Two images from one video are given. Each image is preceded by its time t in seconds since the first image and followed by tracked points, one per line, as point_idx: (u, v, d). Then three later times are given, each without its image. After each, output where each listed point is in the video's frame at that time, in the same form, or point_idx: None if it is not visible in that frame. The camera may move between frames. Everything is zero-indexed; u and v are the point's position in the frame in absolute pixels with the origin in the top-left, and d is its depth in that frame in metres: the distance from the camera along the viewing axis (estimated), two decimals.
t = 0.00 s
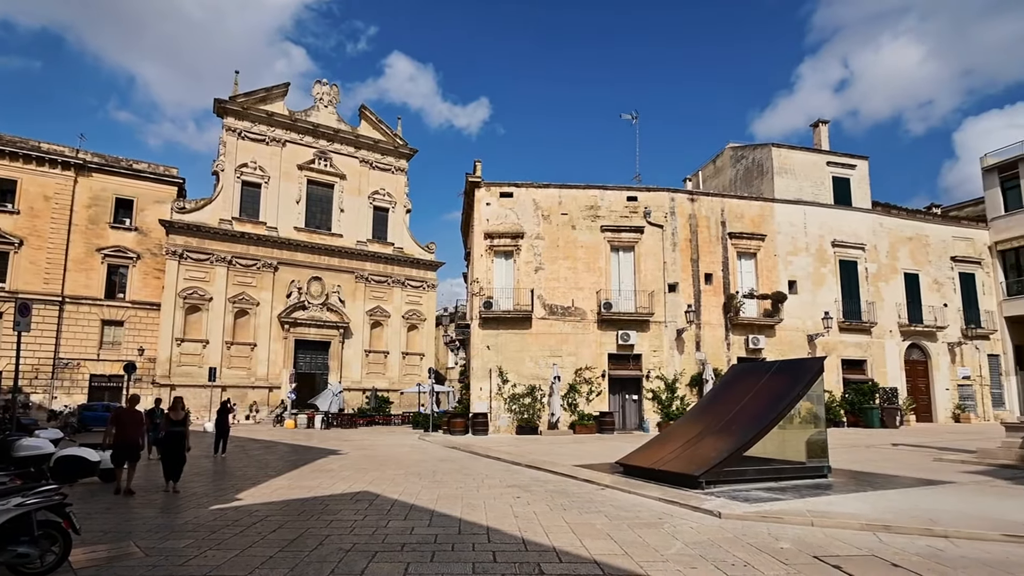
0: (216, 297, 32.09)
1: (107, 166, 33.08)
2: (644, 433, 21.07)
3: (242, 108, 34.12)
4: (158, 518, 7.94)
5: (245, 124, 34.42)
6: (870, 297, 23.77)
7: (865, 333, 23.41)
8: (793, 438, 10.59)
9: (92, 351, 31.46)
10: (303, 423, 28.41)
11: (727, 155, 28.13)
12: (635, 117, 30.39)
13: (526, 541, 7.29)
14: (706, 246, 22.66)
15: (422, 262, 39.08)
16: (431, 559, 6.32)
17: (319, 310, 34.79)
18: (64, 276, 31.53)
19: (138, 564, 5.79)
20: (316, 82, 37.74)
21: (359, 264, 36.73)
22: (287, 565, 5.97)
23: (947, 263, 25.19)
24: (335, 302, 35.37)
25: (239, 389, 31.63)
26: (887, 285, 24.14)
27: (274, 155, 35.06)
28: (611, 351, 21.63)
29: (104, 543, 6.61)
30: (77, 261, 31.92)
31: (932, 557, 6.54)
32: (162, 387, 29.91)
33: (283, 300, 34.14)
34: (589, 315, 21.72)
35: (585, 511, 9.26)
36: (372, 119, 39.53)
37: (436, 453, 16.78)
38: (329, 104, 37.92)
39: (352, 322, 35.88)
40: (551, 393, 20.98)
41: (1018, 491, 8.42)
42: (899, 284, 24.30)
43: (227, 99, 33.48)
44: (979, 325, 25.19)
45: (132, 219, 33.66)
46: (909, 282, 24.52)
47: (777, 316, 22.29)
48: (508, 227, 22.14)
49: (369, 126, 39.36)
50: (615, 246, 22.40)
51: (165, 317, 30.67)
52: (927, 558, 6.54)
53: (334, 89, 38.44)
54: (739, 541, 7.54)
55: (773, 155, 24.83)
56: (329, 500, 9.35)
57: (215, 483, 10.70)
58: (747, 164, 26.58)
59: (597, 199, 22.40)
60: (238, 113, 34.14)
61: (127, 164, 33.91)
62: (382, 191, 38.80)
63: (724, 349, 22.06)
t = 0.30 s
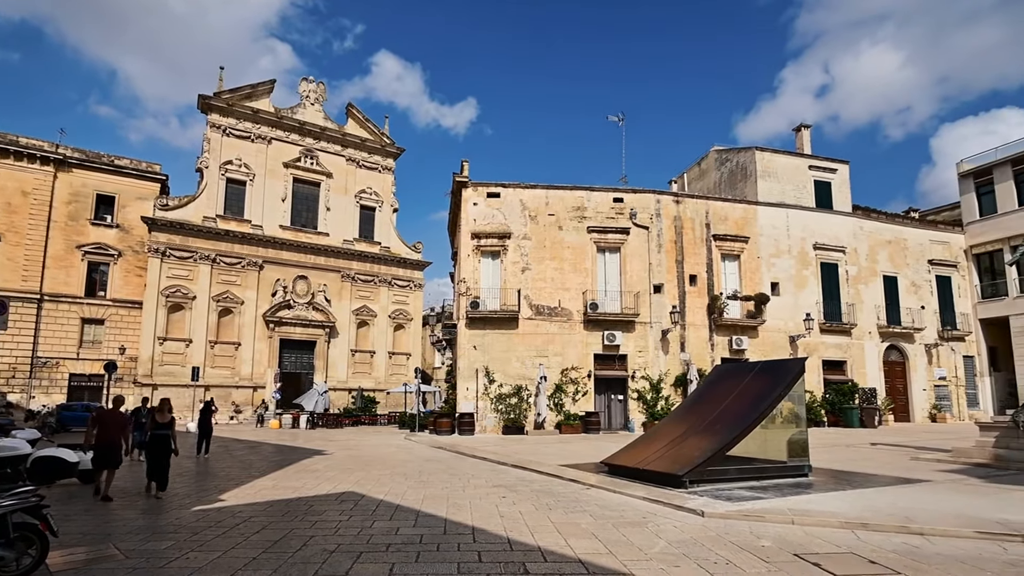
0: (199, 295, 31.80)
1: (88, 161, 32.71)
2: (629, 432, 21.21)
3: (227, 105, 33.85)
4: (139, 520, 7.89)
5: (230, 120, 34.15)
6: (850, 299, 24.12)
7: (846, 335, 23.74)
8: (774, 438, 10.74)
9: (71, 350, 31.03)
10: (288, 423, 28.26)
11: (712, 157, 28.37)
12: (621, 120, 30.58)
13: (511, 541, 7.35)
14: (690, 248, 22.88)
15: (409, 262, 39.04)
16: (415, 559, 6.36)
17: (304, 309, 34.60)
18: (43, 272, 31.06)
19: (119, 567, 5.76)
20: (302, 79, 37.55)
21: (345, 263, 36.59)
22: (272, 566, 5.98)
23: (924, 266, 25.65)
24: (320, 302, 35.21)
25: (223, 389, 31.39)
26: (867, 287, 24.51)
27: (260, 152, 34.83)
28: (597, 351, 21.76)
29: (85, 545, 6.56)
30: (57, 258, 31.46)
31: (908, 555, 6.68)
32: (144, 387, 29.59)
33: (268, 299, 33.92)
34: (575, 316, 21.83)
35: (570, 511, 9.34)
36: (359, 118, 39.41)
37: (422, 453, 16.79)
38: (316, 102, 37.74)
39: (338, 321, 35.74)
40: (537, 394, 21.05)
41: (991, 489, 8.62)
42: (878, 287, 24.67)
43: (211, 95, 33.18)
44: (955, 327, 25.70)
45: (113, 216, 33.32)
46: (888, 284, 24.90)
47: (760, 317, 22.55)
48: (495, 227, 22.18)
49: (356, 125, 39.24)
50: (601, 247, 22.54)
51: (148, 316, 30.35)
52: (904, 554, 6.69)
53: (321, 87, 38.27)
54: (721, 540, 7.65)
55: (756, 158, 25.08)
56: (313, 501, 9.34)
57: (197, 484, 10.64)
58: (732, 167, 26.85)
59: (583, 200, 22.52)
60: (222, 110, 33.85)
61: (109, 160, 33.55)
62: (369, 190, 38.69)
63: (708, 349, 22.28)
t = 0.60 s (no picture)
0: (182, 294, 31.50)
1: (68, 157, 32.30)
2: (614, 432, 21.35)
3: (211, 101, 33.55)
4: (120, 521, 7.83)
5: (215, 117, 33.87)
6: (830, 300, 24.45)
7: (826, 336, 24.07)
8: (757, 437, 10.89)
9: (50, 349, 30.56)
10: (273, 423, 28.08)
11: (697, 160, 28.58)
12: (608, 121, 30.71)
13: (497, 541, 7.40)
14: (675, 249, 23.06)
15: (396, 262, 38.97)
16: (401, 559, 6.40)
17: (290, 308, 34.40)
18: (21, 270, 30.57)
19: (99, 570, 5.74)
20: (288, 76, 37.34)
21: (332, 262, 36.41)
22: (255, 567, 5.99)
23: (903, 269, 26.06)
24: (306, 301, 35.03)
25: (206, 388, 31.12)
26: (847, 289, 24.86)
27: (245, 150, 34.59)
28: (583, 352, 21.87)
29: (65, 548, 6.52)
30: (36, 255, 31.00)
31: (885, 552, 6.82)
32: (125, 387, 29.26)
33: (253, 298, 33.67)
34: (561, 316, 21.93)
35: (555, 510, 9.41)
36: (345, 116, 39.29)
37: (408, 453, 16.80)
38: (302, 99, 37.55)
39: (324, 321, 35.56)
40: (524, 394, 21.12)
41: (966, 487, 8.82)
42: (858, 289, 25.03)
43: (195, 91, 32.90)
44: (932, 328, 26.15)
45: (94, 212, 32.99)
46: (868, 286, 25.26)
47: (743, 318, 22.80)
48: (482, 227, 22.21)
49: (343, 123, 39.10)
50: (588, 248, 22.66)
51: (130, 315, 30.00)
52: (881, 552, 6.82)
53: (307, 85, 38.08)
54: (704, 539, 7.76)
55: (741, 161, 25.33)
56: (297, 502, 9.33)
57: (179, 485, 10.57)
58: (716, 169, 27.08)
59: (570, 201, 22.62)
60: (207, 106, 33.56)
61: (90, 155, 33.21)
62: (356, 189, 38.57)
63: (693, 350, 22.49)
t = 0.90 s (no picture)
0: (165, 292, 31.18)
1: (47, 152, 31.87)
2: (600, 432, 21.47)
3: (195, 97, 33.24)
4: (100, 523, 7.77)
5: (198, 113, 33.57)
6: (812, 302, 24.78)
7: (807, 337, 24.39)
8: (739, 437, 11.05)
9: (28, 348, 30.07)
10: (257, 423, 27.87)
11: (682, 162, 28.79)
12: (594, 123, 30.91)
13: (482, 541, 7.44)
14: (661, 251, 23.24)
15: (382, 261, 38.89)
16: (386, 560, 6.43)
17: (274, 307, 34.19)
18: None
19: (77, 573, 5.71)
20: (274, 73, 37.10)
21: (317, 261, 36.24)
22: (239, 569, 5.99)
23: (881, 271, 26.47)
24: (291, 300, 34.83)
25: (189, 388, 30.83)
26: (828, 291, 25.20)
27: (229, 147, 34.31)
28: (569, 352, 21.98)
29: (44, 550, 6.48)
30: (14, 253, 30.51)
31: (863, 549, 6.95)
32: (106, 386, 28.89)
33: (237, 297, 33.41)
34: (547, 317, 22.02)
35: (541, 510, 9.46)
36: (332, 114, 39.13)
37: (393, 453, 16.79)
38: (288, 96, 37.34)
39: (310, 320, 35.38)
40: (510, 394, 21.17)
41: (941, 485, 9.02)
42: (838, 291, 25.38)
43: (178, 87, 32.60)
44: (910, 330, 26.59)
45: (74, 209, 32.59)
46: (847, 289, 25.63)
47: (727, 319, 23.04)
48: (469, 227, 22.22)
49: (329, 121, 38.93)
50: (574, 248, 22.77)
51: (111, 313, 29.62)
52: (860, 549, 6.96)
53: (293, 82, 37.88)
54: (688, 537, 7.84)
55: (725, 164, 25.58)
56: (281, 503, 9.31)
57: (160, 486, 10.49)
58: (701, 172, 27.30)
59: (556, 201, 22.71)
60: (190, 103, 33.25)
61: (70, 150, 32.80)
62: (342, 187, 38.41)
63: (677, 350, 22.69)
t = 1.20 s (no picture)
0: (146, 291, 30.84)
1: (25, 147, 31.42)
2: (585, 431, 21.59)
3: (177, 93, 32.92)
4: (78, 526, 7.69)
5: (181, 109, 33.24)
6: (793, 303, 25.09)
7: (788, 337, 24.71)
8: (722, 436, 11.19)
9: (5, 347, 29.59)
10: (241, 424, 27.64)
11: (667, 164, 29.01)
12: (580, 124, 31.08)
13: (467, 540, 7.49)
14: (646, 252, 23.41)
15: (368, 260, 38.79)
16: (370, 560, 6.45)
17: (259, 306, 33.94)
18: None
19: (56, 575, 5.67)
20: (259, 70, 36.84)
21: (303, 260, 36.05)
22: (221, 572, 5.98)
23: (860, 273, 26.86)
24: (276, 299, 34.62)
25: (171, 388, 30.51)
26: (809, 292, 25.54)
27: (213, 144, 34.02)
28: (555, 352, 22.08)
29: (21, 553, 6.43)
30: None
31: (842, 546, 7.09)
32: (85, 386, 28.48)
33: (220, 295, 33.13)
34: (533, 317, 22.10)
35: (526, 509, 9.54)
36: (318, 112, 38.95)
37: (379, 453, 16.77)
38: (273, 93, 37.11)
39: (294, 319, 35.18)
40: (496, 393, 21.21)
41: (917, 482, 9.22)
42: (818, 292, 25.73)
43: (161, 83, 32.27)
44: (887, 331, 27.01)
45: (52, 205, 32.16)
46: (828, 290, 25.99)
47: (710, 320, 23.27)
48: (455, 227, 22.22)
49: (314, 119, 38.74)
50: (560, 249, 22.88)
51: (90, 312, 29.21)
52: (839, 546, 7.10)
53: (278, 79, 37.66)
54: (670, 536, 7.94)
55: (709, 166, 25.81)
56: (264, 503, 9.28)
57: (140, 487, 10.42)
58: (685, 174, 27.52)
59: (542, 202, 22.80)
60: (173, 98, 32.92)
61: (49, 146, 32.38)
62: (328, 186, 38.24)
63: (662, 350, 22.88)
